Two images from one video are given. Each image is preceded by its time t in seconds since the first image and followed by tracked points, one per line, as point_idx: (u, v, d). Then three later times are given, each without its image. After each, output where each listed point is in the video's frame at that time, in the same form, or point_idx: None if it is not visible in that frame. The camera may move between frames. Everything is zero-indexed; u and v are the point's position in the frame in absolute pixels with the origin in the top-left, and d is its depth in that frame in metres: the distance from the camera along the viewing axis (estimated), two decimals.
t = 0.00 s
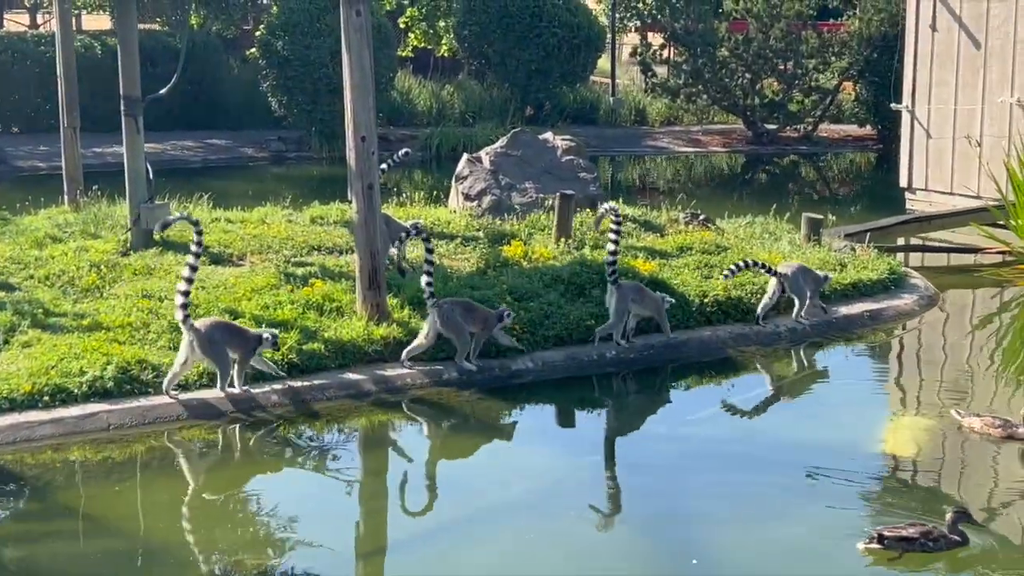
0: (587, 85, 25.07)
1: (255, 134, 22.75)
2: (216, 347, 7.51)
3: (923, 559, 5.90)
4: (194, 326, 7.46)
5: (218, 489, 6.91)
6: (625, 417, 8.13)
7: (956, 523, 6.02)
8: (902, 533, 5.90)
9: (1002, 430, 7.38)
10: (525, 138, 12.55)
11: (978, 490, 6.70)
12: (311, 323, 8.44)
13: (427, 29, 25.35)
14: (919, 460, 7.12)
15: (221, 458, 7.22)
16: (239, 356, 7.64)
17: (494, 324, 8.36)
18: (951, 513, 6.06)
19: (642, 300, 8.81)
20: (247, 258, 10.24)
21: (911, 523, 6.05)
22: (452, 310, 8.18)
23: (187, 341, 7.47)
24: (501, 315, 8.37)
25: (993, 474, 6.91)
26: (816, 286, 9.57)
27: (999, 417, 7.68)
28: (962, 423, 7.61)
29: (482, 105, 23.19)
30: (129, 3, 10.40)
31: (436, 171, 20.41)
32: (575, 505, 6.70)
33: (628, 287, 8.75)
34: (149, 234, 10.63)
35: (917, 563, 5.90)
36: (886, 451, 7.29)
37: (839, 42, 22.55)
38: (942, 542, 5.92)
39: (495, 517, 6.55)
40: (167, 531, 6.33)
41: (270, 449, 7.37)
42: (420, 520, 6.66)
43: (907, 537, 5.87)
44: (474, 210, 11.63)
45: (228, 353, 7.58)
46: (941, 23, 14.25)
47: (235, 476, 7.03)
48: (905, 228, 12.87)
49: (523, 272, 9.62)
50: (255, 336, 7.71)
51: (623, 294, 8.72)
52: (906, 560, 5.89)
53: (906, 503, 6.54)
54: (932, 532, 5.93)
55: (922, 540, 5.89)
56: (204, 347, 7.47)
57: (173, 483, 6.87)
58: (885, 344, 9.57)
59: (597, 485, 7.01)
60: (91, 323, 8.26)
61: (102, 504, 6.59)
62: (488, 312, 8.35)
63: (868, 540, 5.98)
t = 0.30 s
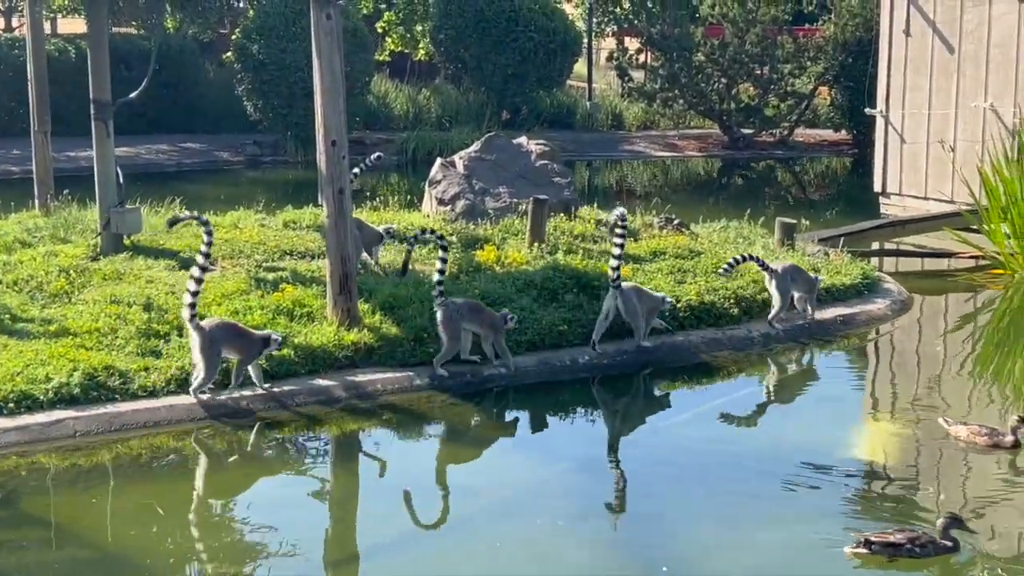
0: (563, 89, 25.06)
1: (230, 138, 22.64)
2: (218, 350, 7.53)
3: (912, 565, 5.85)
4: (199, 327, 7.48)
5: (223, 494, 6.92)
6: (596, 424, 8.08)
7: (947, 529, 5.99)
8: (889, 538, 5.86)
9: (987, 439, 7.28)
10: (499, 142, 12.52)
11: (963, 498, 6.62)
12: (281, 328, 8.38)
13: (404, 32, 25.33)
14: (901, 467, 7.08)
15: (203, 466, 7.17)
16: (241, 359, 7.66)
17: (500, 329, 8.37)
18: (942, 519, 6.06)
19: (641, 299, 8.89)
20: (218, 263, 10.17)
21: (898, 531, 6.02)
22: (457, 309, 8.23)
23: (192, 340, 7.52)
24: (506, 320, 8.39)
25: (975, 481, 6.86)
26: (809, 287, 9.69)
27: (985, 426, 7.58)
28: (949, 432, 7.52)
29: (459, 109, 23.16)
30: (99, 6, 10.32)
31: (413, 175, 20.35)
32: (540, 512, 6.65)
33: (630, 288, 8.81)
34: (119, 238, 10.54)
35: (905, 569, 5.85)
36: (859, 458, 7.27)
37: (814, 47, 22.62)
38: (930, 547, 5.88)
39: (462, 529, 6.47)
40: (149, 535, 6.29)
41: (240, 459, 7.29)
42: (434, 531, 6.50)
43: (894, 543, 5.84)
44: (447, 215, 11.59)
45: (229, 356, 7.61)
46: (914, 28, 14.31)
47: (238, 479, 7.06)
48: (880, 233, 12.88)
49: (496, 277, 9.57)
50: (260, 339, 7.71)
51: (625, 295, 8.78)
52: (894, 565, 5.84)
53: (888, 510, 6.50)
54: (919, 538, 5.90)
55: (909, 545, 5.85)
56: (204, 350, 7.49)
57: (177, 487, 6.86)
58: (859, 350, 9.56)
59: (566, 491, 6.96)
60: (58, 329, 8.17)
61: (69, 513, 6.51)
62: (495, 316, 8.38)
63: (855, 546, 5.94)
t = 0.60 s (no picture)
0: (540, 95, 25.03)
1: (204, 143, 22.52)
2: (216, 354, 7.51)
3: None
4: (197, 332, 7.46)
5: (220, 496, 6.92)
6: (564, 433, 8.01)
7: (931, 540, 5.93)
8: (871, 547, 5.81)
9: (970, 451, 7.19)
10: (470, 148, 12.47)
11: (944, 509, 6.54)
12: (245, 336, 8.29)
13: (381, 38, 25.27)
14: (875, 477, 7.01)
15: (169, 475, 7.06)
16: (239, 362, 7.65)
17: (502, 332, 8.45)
18: (927, 529, 6.00)
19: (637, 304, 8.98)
20: (184, 270, 10.08)
21: (880, 540, 5.96)
22: (464, 315, 8.26)
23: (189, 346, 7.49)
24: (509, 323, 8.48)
25: (953, 490, 6.79)
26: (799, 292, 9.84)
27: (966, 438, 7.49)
28: (930, 444, 7.42)
29: (434, 115, 23.10)
30: (64, 11, 10.22)
31: (387, 181, 20.27)
32: (503, 523, 6.56)
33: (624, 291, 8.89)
34: (84, 245, 10.42)
35: None
36: (826, 467, 7.20)
37: (789, 53, 22.64)
38: (913, 557, 5.81)
39: (425, 539, 6.37)
40: (114, 548, 6.18)
41: (202, 467, 7.20)
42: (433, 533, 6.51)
43: (876, 552, 5.78)
44: (417, 221, 11.53)
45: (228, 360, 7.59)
46: (886, 35, 14.31)
47: (231, 483, 7.06)
48: (852, 239, 12.87)
49: (463, 284, 9.51)
50: (258, 343, 7.72)
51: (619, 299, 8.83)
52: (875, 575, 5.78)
53: (867, 519, 6.42)
54: (902, 547, 5.83)
55: (891, 555, 5.79)
56: (203, 354, 7.46)
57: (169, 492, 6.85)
58: (828, 357, 9.54)
59: (530, 501, 6.87)
60: (18, 337, 8.07)
61: (25, 524, 6.41)
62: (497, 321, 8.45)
63: (837, 554, 5.89)
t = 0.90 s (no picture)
0: (514, 102, 24.97)
1: (176, 150, 22.38)
2: (215, 354, 7.51)
3: None
4: (194, 334, 7.44)
5: (219, 500, 6.94)
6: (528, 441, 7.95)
7: (914, 548, 5.84)
8: (853, 553, 5.69)
9: (952, 462, 7.07)
10: (439, 154, 12.41)
11: (923, 519, 6.46)
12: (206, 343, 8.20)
13: (356, 44, 25.17)
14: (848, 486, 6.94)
15: (129, 482, 6.97)
16: (236, 363, 7.64)
17: (495, 334, 8.47)
18: (910, 537, 5.91)
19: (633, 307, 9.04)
20: (148, 276, 9.97)
21: (863, 545, 5.84)
22: (462, 318, 8.27)
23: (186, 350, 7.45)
24: (504, 325, 8.48)
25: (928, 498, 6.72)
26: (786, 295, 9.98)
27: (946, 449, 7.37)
28: (911, 455, 7.29)
29: (408, 121, 23.03)
30: (26, 15, 10.11)
31: (360, 187, 20.17)
32: (465, 532, 6.46)
33: (618, 293, 8.95)
34: (47, 252, 10.30)
35: None
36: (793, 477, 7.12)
37: (763, 61, 22.66)
38: (895, 563, 5.70)
39: (388, 545, 6.28)
40: (78, 557, 6.08)
41: (162, 475, 7.10)
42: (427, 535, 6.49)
43: (858, 558, 5.66)
44: (385, 227, 11.46)
45: (227, 361, 7.58)
46: (857, 41, 14.32)
47: (231, 488, 7.08)
48: (822, 246, 12.86)
49: (429, 290, 9.43)
50: (250, 342, 7.72)
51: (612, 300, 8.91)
52: None
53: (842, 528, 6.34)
54: (884, 553, 5.71)
55: (874, 560, 5.66)
56: (203, 355, 7.45)
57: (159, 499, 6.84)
58: (796, 363, 9.51)
59: (491, 512, 6.77)
60: None
61: None
62: (491, 322, 8.46)
63: (820, 561, 5.78)
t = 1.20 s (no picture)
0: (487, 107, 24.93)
1: (146, 155, 22.22)
2: (213, 358, 7.58)
3: None
4: (195, 335, 7.56)
5: (212, 505, 6.92)
6: (498, 446, 7.89)
7: (904, 551, 5.78)
8: (842, 557, 5.66)
9: (940, 469, 7.01)
10: (410, 158, 12.36)
11: (912, 526, 6.41)
12: (173, 349, 8.11)
13: (328, 49, 25.07)
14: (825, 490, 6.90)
15: (98, 487, 6.90)
16: (236, 368, 7.69)
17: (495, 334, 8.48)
18: (900, 539, 5.85)
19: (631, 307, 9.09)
20: (115, 281, 9.87)
21: (852, 550, 5.79)
22: (459, 318, 8.32)
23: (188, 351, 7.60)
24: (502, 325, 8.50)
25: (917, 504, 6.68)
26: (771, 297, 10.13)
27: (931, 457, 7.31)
28: (895, 463, 7.21)
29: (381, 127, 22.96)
30: None
31: (333, 193, 20.08)
32: (436, 539, 6.39)
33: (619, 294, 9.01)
34: (12, 258, 10.18)
35: None
36: (765, 482, 7.10)
37: (735, 66, 22.71)
38: (884, 567, 5.64)
39: (360, 552, 6.20)
40: (44, 566, 5.99)
41: (129, 483, 7.01)
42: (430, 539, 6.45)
43: (847, 562, 5.62)
44: (355, 232, 11.39)
45: (226, 366, 7.65)
46: (828, 47, 14.36)
47: (226, 488, 7.09)
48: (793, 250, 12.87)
49: (398, 295, 9.38)
50: (254, 350, 7.75)
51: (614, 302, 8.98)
52: None
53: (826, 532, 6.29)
54: (873, 557, 5.66)
55: (862, 564, 5.62)
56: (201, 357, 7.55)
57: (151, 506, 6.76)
58: (767, 367, 9.51)
59: (463, 520, 6.70)
60: None
61: None
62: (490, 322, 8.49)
63: (809, 565, 5.75)
